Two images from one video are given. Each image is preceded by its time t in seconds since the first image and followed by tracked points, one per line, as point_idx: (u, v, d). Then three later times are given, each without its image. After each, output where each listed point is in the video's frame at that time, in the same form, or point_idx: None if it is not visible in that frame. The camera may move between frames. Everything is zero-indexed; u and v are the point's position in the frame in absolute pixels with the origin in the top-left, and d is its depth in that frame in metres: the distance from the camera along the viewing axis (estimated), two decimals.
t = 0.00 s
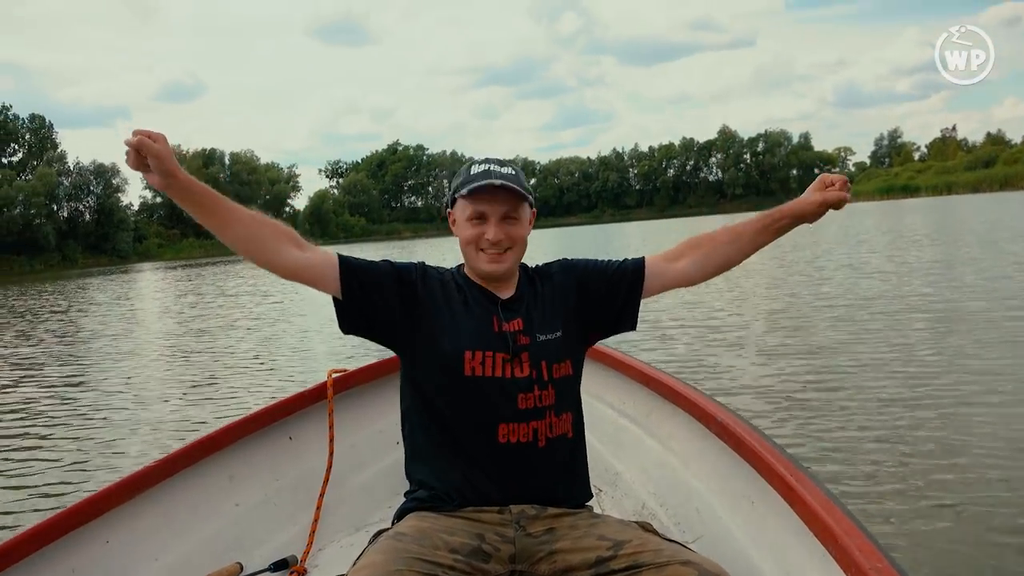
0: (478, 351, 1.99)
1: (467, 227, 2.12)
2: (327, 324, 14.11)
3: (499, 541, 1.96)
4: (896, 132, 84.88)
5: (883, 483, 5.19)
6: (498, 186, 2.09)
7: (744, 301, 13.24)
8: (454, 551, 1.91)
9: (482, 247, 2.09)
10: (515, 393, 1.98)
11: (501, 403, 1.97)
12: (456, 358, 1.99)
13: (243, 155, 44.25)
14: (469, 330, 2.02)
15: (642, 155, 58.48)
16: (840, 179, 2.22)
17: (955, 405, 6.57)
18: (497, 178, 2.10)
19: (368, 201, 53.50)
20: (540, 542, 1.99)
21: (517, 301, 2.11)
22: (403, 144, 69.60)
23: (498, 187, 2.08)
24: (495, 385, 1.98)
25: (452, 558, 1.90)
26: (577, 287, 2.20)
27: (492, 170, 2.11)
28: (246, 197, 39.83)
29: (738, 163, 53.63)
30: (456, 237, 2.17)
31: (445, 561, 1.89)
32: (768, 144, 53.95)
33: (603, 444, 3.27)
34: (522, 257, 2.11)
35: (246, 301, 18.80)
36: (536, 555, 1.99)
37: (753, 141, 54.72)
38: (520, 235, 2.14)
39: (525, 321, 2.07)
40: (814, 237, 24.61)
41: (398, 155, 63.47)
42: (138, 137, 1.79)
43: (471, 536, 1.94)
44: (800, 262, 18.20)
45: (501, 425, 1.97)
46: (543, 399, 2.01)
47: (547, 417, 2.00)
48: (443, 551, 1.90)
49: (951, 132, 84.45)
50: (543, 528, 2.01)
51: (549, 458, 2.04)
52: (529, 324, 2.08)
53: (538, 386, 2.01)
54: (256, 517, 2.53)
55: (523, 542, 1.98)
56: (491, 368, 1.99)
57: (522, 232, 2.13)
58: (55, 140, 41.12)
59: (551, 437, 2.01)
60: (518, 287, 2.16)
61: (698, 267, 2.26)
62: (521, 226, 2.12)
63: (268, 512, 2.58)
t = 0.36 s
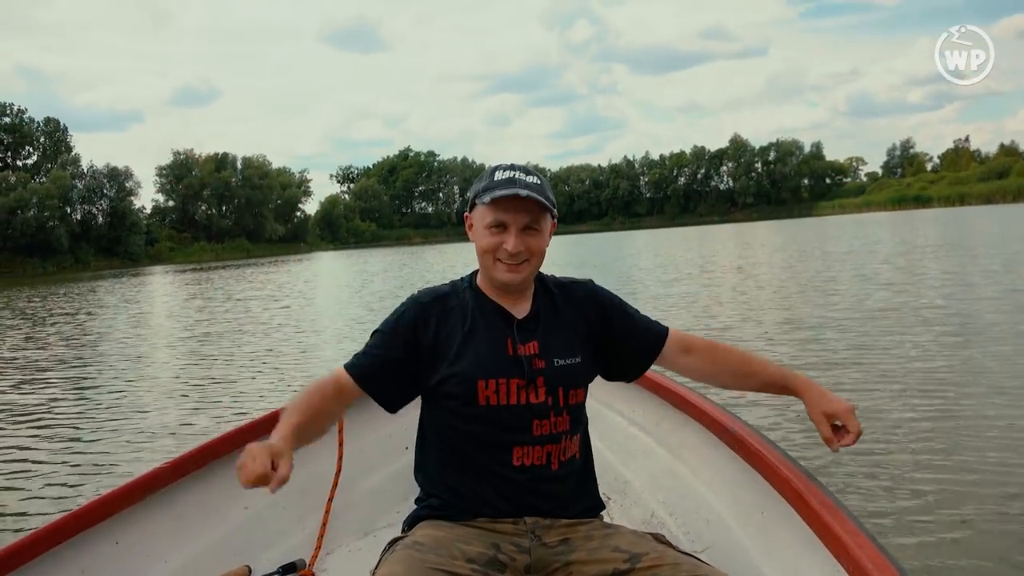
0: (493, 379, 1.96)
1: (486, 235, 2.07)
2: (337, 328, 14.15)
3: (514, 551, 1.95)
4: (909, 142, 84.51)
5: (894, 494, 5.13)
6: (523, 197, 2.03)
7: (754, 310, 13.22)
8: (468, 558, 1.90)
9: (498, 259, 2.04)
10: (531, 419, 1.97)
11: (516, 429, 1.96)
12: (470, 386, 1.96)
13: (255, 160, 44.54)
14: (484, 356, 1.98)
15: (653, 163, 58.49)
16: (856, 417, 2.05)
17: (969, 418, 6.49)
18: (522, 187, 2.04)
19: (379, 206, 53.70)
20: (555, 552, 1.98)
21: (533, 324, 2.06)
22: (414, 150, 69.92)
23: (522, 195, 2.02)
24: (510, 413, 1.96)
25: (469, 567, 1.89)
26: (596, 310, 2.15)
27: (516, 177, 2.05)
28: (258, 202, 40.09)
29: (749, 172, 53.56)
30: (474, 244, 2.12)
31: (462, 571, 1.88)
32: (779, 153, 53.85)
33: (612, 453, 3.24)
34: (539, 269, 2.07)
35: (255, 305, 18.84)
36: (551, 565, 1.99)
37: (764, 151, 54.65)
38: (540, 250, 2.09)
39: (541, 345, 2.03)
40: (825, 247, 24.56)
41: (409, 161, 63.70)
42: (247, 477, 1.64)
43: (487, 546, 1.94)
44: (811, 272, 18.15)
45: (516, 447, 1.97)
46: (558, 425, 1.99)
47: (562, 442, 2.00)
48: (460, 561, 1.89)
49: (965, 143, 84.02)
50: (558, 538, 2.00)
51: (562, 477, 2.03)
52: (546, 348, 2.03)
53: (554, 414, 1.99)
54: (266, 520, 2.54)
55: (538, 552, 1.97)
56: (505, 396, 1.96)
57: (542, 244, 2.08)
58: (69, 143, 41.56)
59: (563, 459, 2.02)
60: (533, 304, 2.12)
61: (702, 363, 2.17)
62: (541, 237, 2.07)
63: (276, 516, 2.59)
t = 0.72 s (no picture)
0: (505, 397, 1.95)
1: (491, 239, 2.07)
2: (344, 333, 14.20)
3: (527, 564, 1.95)
4: (921, 150, 84.15)
5: (903, 506, 5.07)
6: (522, 196, 2.02)
7: (762, 318, 13.19)
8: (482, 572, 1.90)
9: (503, 263, 2.02)
10: (542, 437, 1.96)
11: (528, 445, 1.96)
12: (481, 405, 1.94)
13: (266, 164, 44.76)
14: (496, 374, 1.96)
15: (663, 170, 58.37)
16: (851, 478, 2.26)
17: (981, 430, 6.42)
18: (522, 187, 2.03)
19: (388, 211, 53.83)
20: (567, 566, 1.98)
21: (542, 337, 2.04)
22: (423, 156, 70.10)
23: (522, 195, 2.02)
24: (523, 429, 1.95)
25: None
26: (604, 325, 2.15)
27: (516, 179, 2.05)
28: (269, 206, 40.27)
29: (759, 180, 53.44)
30: (479, 251, 2.11)
31: None
32: (790, 160, 53.68)
33: (618, 463, 3.25)
34: (545, 272, 2.05)
35: (263, 309, 18.86)
36: None
37: (775, 157, 54.49)
38: (546, 251, 2.07)
39: (552, 361, 2.02)
40: (835, 255, 24.49)
41: (418, 167, 63.88)
42: None
43: (500, 559, 1.93)
44: (820, 280, 18.10)
45: (527, 464, 1.97)
46: (569, 441, 1.99)
47: (573, 458, 2.00)
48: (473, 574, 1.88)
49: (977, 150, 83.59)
50: (569, 552, 2.00)
51: (572, 493, 2.03)
52: (556, 363, 2.02)
53: (566, 432, 1.98)
54: (270, 525, 2.56)
55: (550, 565, 1.97)
56: (517, 413, 1.95)
57: (547, 245, 2.07)
58: (81, 147, 41.86)
59: (573, 475, 2.02)
60: (541, 313, 2.10)
61: (699, 402, 2.27)
62: (545, 239, 2.06)
63: (281, 520, 2.60)
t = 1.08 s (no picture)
0: (511, 393, 1.95)
1: (506, 234, 2.07)
2: (351, 336, 14.24)
3: (530, 565, 1.95)
4: (928, 153, 83.97)
5: (913, 513, 5.03)
6: (537, 193, 2.04)
7: (769, 322, 13.18)
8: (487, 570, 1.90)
9: (517, 258, 2.03)
10: (548, 433, 1.96)
11: (533, 442, 1.96)
12: (488, 399, 1.95)
13: (275, 167, 44.93)
14: (503, 369, 1.96)
15: (671, 173, 58.29)
16: (865, 459, 2.23)
17: (993, 437, 6.36)
18: (537, 184, 2.05)
19: (395, 214, 53.96)
20: (570, 566, 1.98)
21: (551, 336, 2.04)
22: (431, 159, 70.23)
23: (536, 190, 2.04)
24: (529, 425, 1.95)
25: None
26: (611, 329, 2.15)
27: (532, 177, 2.06)
28: (277, 209, 40.43)
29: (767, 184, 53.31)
30: (493, 249, 2.11)
31: None
32: (798, 164, 53.54)
33: (622, 464, 3.26)
34: (557, 268, 2.05)
35: (269, 312, 18.89)
36: None
37: (783, 161, 54.37)
38: (560, 248, 2.08)
39: (559, 359, 2.02)
40: (842, 260, 24.44)
41: (426, 170, 64.04)
42: None
43: (504, 558, 1.93)
44: (828, 284, 18.06)
45: (531, 461, 1.97)
46: (574, 440, 1.99)
47: (577, 458, 1.99)
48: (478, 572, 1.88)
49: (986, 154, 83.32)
50: (572, 553, 1.99)
51: (575, 493, 2.02)
52: (564, 361, 2.02)
53: (572, 430, 1.98)
54: (271, 525, 2.57)
55: (553, 565, 1.97)
56: (523, 408, 1.95)
57: (560, 241, 2.07)
58: (91, 149, 42.11)
59: (577, 476, 2.02)
60: (551, 313, 2.10)
61: (702, 413, 2.30)
62: (559, 236, 2.07)
63: (283, 519, 2.61)
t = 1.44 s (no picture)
0: (517, 387, 1.96)
1: (526, 240, 2.08)
2: (354, 336, 14.27)
3: (528, 555, 1.95)
4: (934, 153, 83.80)
5: (919, 516, 5.00)
6: (565, 202, 2.05)
7: (772, 323, 13.19)
8: (485, 557, 1.90)
9: (535, 265, 2.04)
10: (552, 428, 1.97)
11: (537, 436, 1.96)
12: (495, 392, 1.96)
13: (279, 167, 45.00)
14: (512, 364, 1.97)
15: (674, 174, 58.26)
16: (860, 449, 2.26)
17: (999, 440, 6.33)
18: (564, 195, 2.06)
19: (399, 214, 53.99)
20: (569, 557, 1.98)
21: (558, 339, 2.06)
22: (435, 159, 70.32)
23: (561, 200, 2.05)
24: (533, 421, 1.96)
25: (484, 558, 1.89)
26: (616, 333, 2.17)
27: (558, 186, 2.07)
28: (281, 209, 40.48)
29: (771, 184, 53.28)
30: (512, 253, 2.11)
31: (478, 563, 1.88)
32: (802, 164, 53.50)
33: (623, 465, 3.26)
34: (574, 276, 2.06)
35: (272, 312, 18.88)
36: (562, 569, 1.98)
37: (788, 162, 54.34)
38: (578, 259, 2.09)
39: (565, 358, 2.04)
40: (846, 260, 24.43)
41: (430, 170, 64.09)
42: None
43: (502, 543, 1.94)
44: (831, 285, 18.06)
45: (532, 454, 1.97)
46: (576, 437, 2.00)
47: (578, 455, 2.00)
48: (477, 553, 1.90)
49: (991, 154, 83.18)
50: (571, 545, 2.00)
51: (575, 491, 2.03)
52: (570, 361, 2.04)
53: (575, 428, 1.99)
54: (274, 524, 2.58)
55: (551, 556, 1.97)
56: (529, 404, 1.96)
57: (578, 250, 2.09)
58: (96, 149, 42.19)
59: (577, 474, 2.03)
60: (562, 318, 2.11)
61: (704, 417, 2.32)
62: (578, 246, 2.08)
63: (285, 519, 2.62)
